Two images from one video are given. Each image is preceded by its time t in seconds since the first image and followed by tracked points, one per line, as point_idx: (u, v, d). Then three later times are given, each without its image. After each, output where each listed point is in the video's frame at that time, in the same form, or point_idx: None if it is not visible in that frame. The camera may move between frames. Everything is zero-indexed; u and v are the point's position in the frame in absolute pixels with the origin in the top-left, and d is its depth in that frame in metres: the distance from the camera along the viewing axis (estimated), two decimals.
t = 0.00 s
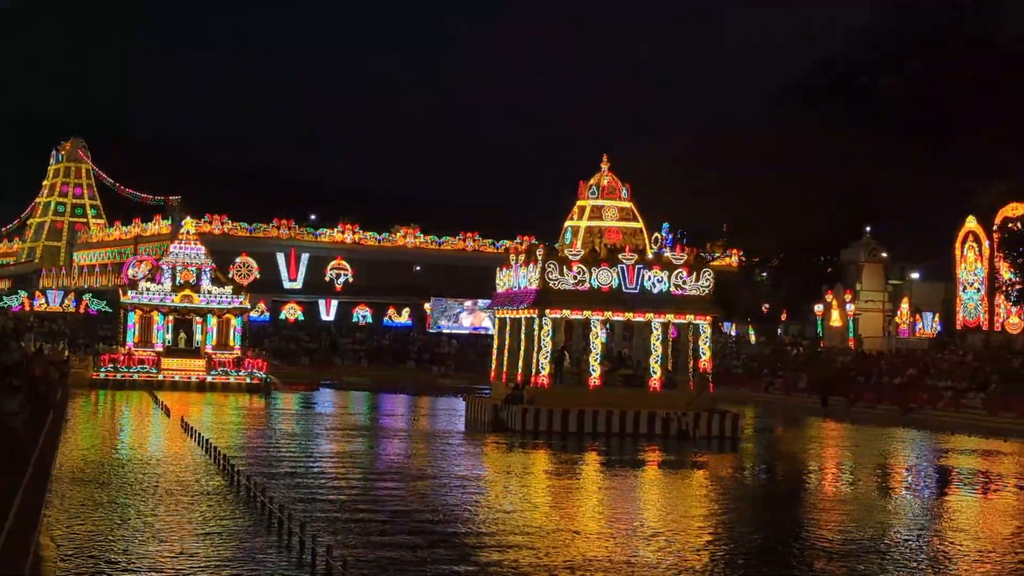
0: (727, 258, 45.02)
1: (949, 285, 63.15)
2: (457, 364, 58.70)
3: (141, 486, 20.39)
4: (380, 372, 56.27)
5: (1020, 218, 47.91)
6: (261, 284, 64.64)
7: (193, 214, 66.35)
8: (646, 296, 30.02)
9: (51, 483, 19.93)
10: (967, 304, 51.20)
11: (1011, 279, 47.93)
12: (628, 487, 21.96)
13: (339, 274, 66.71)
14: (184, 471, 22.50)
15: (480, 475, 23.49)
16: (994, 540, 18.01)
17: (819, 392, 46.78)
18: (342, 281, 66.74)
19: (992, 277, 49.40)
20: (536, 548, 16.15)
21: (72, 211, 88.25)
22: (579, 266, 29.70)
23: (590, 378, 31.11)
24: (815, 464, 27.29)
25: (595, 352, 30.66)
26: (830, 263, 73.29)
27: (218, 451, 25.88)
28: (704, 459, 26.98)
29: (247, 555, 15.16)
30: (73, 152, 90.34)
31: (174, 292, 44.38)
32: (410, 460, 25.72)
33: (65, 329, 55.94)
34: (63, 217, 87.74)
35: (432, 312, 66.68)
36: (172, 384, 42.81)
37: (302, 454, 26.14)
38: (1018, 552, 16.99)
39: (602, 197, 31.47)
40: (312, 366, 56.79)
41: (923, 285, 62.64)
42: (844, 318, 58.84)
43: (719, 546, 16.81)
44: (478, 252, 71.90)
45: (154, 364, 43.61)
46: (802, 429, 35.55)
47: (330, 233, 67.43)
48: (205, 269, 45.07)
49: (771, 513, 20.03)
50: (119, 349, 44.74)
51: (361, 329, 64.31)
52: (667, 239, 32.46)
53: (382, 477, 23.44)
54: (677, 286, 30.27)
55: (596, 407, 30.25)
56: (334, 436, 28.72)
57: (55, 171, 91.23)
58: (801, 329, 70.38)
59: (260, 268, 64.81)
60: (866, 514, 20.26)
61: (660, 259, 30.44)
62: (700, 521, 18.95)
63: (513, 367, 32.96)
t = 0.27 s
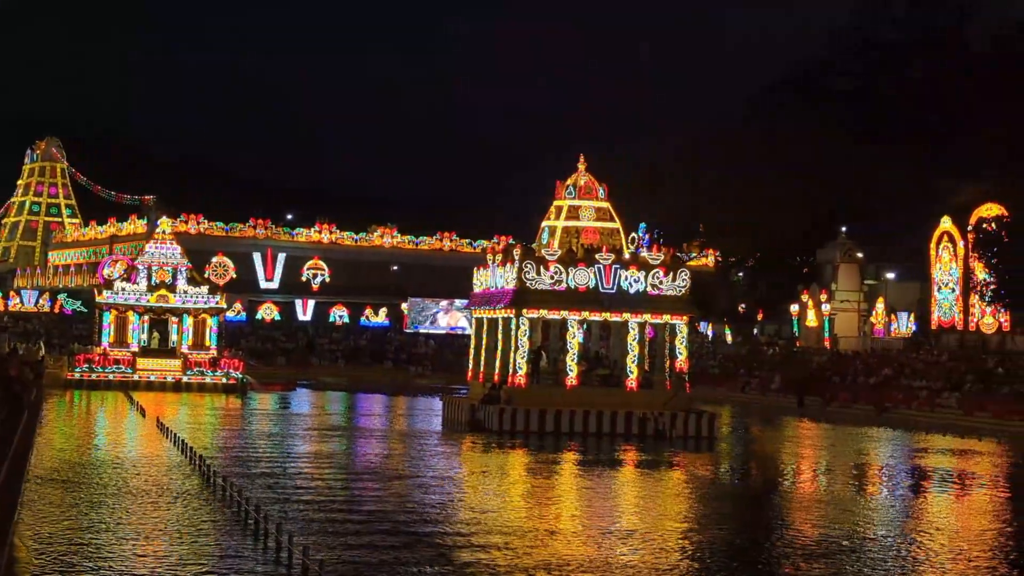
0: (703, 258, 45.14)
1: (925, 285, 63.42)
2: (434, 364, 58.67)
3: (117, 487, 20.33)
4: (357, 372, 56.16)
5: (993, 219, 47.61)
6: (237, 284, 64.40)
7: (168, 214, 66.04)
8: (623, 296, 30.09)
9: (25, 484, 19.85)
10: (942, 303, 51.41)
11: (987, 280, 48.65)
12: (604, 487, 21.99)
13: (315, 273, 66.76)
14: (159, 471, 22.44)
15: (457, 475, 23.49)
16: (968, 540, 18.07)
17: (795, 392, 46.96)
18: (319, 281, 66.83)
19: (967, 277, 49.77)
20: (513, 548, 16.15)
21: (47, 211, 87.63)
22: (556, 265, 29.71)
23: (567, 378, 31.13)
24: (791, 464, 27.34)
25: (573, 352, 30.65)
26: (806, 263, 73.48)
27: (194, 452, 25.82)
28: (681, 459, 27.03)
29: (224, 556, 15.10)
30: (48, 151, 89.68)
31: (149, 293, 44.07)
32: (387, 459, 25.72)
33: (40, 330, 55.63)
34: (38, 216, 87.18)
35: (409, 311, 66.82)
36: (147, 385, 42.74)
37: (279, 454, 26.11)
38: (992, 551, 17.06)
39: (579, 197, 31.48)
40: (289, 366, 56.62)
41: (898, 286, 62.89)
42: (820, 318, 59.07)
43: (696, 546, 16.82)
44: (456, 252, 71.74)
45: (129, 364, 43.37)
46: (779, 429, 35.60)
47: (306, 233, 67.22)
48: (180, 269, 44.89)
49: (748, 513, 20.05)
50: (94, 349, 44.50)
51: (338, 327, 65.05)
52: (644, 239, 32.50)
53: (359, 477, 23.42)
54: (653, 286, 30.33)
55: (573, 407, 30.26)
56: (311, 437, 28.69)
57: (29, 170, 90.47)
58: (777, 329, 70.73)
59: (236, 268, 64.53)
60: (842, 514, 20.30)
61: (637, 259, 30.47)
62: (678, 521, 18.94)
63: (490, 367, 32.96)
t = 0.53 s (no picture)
0: (681, 258, 45.27)
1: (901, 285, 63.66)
2: (412, 365, 58.65)
3: (94, 487, 20.29)
4: (336, 373, 56.03)
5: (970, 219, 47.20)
6: (215, 284, 64.19)
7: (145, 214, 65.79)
8: (601, 296, 30.17)
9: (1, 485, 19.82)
10: (918, 304, 51.62)
11: (963, 280, 48.48)
12: (582, 487, 22.02)
13: (293, 273, 66.32)
14: (137, 471, 22.41)
15: (435, 475, 23.50)
16: (943, 539, 18.12)
17: (772, 392, 47.15)
18: (297, 281, 66.40)
19: (943, 278, 50.28)
20: (492, 548, 16.17)
21: (23, 211, 87.03)
22: (534, 266, 29.72)
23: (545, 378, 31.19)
24: (767, 463, 27.43)
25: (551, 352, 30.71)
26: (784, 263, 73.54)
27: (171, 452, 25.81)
28: (658, 458, 27.13)
29: (201, 556, 15.09)
30: (25, 151, 88.95)
31: (126, 293, 43.82)
32: (366, 460, 25.74)
33: (16, 330, 55.40)
34: (14, 216, 86.70)
35: (388, 311, 66.10)
36: (124, 385, 42.59)
37: (257, 455, 26.09)
38: (966, 551, 17.10)
39: (557, 197, 31.46)
40: (266, 366, 56.50)
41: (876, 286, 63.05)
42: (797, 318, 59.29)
43: (672, 547, 16.81)
44: (435, 252, 71.42)
45: (106, 365, 43.18)
46: (756, 429, 35.64)
47: (284, 233, 66.79)
48: (158, 268, 44.64)
49: (725, 513, 20.05)
50: (70, 350, 44.32)
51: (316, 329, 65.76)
52: (623, 239, 32.57)
53: (337, 477, 23.41)
54: (631, 286, 30.43)
55: (551, 406, 30.32)
56: (289, 437, 28.67)
57: (4, 169, 89.51)
58: (754, 330, 70.92)
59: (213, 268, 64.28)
60: (818, 514, 20.33)
61: (615, 259, 30.54)
62: (655, 521, 18.92)
63: (468, 367, 33.01)
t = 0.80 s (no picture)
0: (659, 257, 45.35)
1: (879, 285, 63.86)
2: (391, 364, 58.56)
3: (70, 487, 20.20)
4: (314, 372, 56.13)
5: (947, 219, 47.50)
6: (192, 284, 63.92)
7: (122, 213, 65.46)
8: (579, 296, 30.11)
9: None
10: (895, 303, 51.77)
11: (938, 280, 49.43)
12: (561, 487, 21.98)
13: (271, 273, 65.90)
14: (114, 471, 22.32)
15: (413, 475, 23.43)
16: (923, 538, 18.12)
17: (750, 391, 47.23)
18: (275, 281, 66.00)
19: (919, 278, 50.59)
20: (470, 549, 16.11)
21: None
22: (513, 265, 29.75)
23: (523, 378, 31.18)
24: (746, 463, 27.45)
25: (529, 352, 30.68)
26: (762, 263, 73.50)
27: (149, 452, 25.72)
28: (637, 458, 27.11)
29: (177, 557, 14.99)
30: None
31: (102, 292, 43.64)
32: (344, 459, 25.67)
33: None
34: None
35: (366, 311, 66.06)
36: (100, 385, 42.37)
37: (234, 455, 26.02)
38: (946, 550, 17.10)
39: (536, 196, 31.54)
40: (243, 366, 56.31)
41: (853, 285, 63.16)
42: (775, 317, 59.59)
43: (652, 546, 16.77)
44: (414, 251, 71.07)
45: (83, 365, 42.93)
46: (735, 428, 35.61)
47: (262, 232, 66.69)
48: (135, 268, 44.55)
49: (704, 513, 20.01)
50: (47, 350, 44.10)
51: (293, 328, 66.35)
52: (602, 239, 32.57)
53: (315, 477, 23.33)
54: (610, 286, 30.38)
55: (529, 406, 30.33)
56: (267, 437, 28.57)
57: None
58: (732, 329, 71.09)
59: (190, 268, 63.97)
60: (797, 514, 20.32)
61: (594, 259, 30.54)
62: (633, 521, 18.86)
63: (447, 367, 32.93)
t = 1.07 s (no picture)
0: (639, 257, 45.40)
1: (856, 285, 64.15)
2: (370, 365, 58.53)
3: (47, 487, 20.15)
4: (293, 372, 56.11)
5: (923, 219, 49.19)
6: (170, 284, 63.64)
7: (100, 212, 65.08)
8: (558, 296, 30.19)
9: None
10: (873, 303, 51.88)
11: (916, 280, 49.90)
12: (539, 487, 22.01)
13: (250, 273, 65.84)
14: (91, 471, 22.26)
15: (392, 475, 23.43)
16: (900, 538, 18.17)
17: (729, 391, 47.34)
18: (253, 281, 65.95)
19: (898, 277, 50.61)
20: (448, 548, 16.12)
21: None
22: (492, 265, 29.73)
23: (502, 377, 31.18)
24: (724, 463, 27.51)
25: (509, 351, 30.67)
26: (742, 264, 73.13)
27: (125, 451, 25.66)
28: (615, 458, 27.13)
29: (154, 558, 14.94)
30: None
31: (80, 292, 43.42)
32: (323, 459, 25.67)
33: None
34: None
35: (345, 311, 66.12)
36: (78, 386, 42.18)
37: (213, 455, 25.99)
38: (923, 549, 17.14)
39: (515, 196, 31.53)
40: (222, 366, 56.16)
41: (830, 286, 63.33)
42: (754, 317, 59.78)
43: (631, 547, 16.77)
44: (392, 251, 70.44)
45: (60, 364, 42.70)
46: (713, 428, 35.66)
47: (240, 232, 65.76)
48: (113, 268, 44.22)
49: (682, 513, 20.01)
50: (23, 350, 43.82)
51: (272, 329, 66.67)
52: (581, 238, 32.59)
53: (294, 476, 23.30)
54: (589, 286, 30.46)
55: (508, 406, 30.31)
56: (245, 437, 28.54)
57: None
58: (710, 329, 71.26)
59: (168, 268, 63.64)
60: (775, 513, 20.35)
61: (573, 259, 30.57)
62: (613, 521, 18.86)
63: (426, 367, 32.90)
